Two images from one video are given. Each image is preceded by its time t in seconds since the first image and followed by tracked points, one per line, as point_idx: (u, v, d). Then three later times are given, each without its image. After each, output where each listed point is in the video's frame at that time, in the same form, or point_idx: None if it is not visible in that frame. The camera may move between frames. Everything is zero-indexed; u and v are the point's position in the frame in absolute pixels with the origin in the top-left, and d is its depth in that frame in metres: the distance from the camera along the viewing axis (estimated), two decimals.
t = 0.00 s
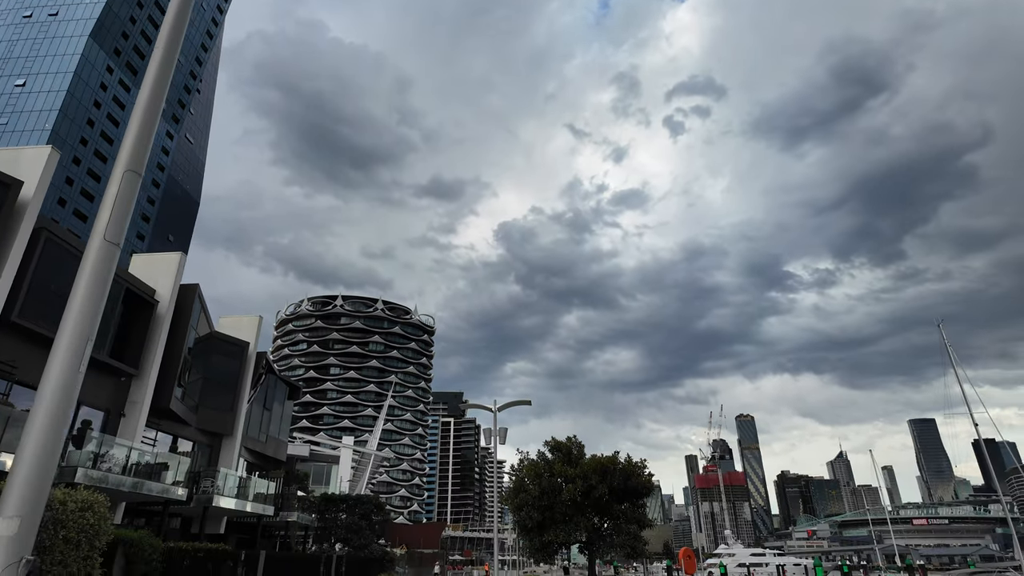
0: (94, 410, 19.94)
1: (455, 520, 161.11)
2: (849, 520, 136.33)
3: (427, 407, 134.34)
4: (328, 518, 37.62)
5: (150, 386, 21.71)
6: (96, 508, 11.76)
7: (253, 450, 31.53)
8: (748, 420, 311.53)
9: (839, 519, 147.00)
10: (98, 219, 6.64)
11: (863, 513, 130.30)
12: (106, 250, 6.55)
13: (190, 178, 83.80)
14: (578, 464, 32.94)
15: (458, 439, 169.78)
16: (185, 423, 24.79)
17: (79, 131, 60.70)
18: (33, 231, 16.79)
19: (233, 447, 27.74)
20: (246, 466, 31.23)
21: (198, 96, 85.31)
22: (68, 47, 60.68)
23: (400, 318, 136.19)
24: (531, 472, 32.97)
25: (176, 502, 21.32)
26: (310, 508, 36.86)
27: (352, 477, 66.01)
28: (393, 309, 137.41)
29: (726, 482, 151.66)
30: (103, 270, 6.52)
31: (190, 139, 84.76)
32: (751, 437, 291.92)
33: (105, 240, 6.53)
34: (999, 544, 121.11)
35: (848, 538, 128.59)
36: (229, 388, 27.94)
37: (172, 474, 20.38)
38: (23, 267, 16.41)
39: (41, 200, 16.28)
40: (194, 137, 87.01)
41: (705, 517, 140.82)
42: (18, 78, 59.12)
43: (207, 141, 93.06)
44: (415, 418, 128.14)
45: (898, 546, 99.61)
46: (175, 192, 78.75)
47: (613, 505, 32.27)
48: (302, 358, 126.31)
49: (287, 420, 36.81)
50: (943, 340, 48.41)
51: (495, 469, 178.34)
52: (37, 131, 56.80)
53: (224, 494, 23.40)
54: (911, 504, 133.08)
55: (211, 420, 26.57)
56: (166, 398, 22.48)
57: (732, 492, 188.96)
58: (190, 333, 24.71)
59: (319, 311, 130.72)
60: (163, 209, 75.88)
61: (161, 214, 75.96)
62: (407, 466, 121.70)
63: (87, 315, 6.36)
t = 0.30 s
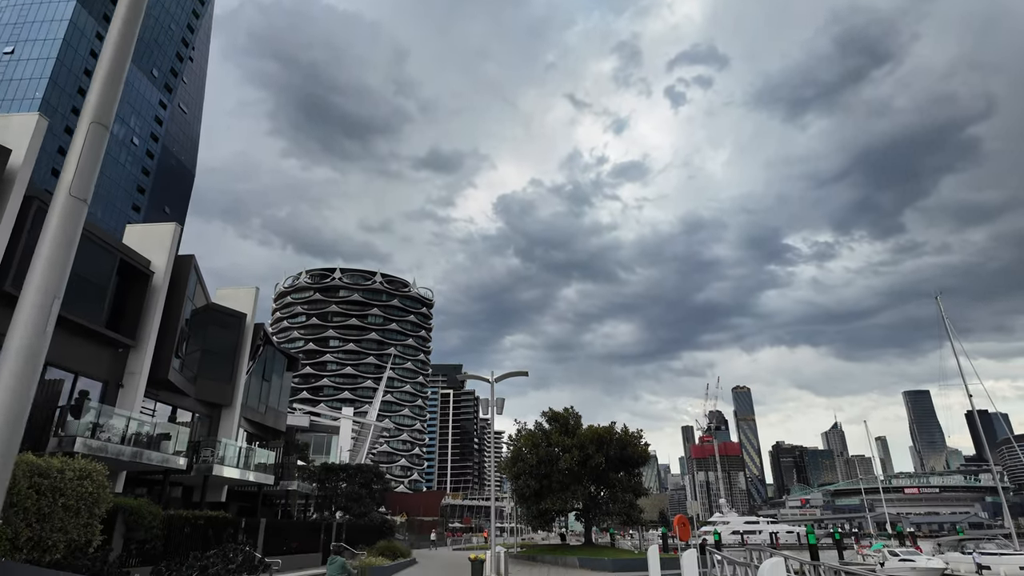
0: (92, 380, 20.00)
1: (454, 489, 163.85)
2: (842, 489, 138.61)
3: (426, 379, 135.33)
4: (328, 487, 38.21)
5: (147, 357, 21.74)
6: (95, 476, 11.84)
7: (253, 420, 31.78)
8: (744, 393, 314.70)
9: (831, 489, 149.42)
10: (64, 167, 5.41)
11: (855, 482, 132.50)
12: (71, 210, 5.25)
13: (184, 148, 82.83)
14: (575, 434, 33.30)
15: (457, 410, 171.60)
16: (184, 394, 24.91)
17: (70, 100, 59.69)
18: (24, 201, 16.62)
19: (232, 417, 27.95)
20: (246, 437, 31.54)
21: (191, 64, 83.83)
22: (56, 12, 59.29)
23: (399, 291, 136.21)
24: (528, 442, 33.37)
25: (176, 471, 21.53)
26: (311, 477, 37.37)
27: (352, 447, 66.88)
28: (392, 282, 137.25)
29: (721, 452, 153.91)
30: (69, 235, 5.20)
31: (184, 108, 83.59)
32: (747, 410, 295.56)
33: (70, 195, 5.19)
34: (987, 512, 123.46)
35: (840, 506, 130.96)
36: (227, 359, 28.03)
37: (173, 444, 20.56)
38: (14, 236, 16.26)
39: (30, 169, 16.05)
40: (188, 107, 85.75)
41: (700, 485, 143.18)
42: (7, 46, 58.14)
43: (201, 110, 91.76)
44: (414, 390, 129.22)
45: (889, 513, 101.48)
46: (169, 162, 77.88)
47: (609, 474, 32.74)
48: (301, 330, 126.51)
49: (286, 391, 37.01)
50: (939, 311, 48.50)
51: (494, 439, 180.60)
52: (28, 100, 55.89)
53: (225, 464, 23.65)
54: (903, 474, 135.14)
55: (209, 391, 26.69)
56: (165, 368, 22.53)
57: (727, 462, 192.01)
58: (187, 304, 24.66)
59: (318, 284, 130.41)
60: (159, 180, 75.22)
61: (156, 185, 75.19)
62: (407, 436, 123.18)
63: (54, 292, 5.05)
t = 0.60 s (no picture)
0: (91, 353, 20.04)
1: (455, 462, 166.08)
2: (838, 462, 140.39)
3: (426, 354, 136.04)
4: (329, 459, 38.71)
5: (146, 330, 21.73)
6: (95, 448, 11.90)
7: (254, 393, 31.99)
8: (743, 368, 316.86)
9: (826, 462, 151.42)
10: (39, 125, 5.87)
11: (851, 455, 134.07)
12: (49, 169, 5.80)
13: (180, 121, 81.89)
14: (573, 407, 33.60)
15: (457, 385, 172.96)
16: (184, 367, 24.98)
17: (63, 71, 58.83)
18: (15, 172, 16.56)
19: (233, 390, 28.09)
20: (247, 410, 31.80)
21: (185, 34, 82.38)
22: None
23: (398, 266, 135.99)
24: (527, 416, 33.67)
25: (178, 443, 21.69)
26: (312, 450, 37.80)
27: (353, 420, 67.64)
28: (391, 258, 136.99)
29: (718, 425, 155.53)
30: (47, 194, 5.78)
31: (178, 80, 82.42)
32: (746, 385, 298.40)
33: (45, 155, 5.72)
34: (980, 485, 125.27)
35: (835, 479, 132.78)
36: (227, 333, 28.04)
37: (174, 417, 20.66)
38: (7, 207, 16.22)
39: (23, 139, 15.80)
40: (183, 78, 84.53)
41: (697, 458, 145.02)
42: None
43: (196, 82, 90.41)
44: (415, 365, 130.03)
45: (883, 485, 102.91)
46: (166, 135, 76.99)
47: (607, 446, 33.06)
48: (301, 305, 126.49)
49: (287, 365, 37.17)
50: (939, 286, 48.42)
51: (494, 413, 182.38)
52: (21, 71, 54.99)
53: (227, 436, 23.82)
54: (898, 447, 136.66)
55: (209, 364, 26.77)
56: (164, 342, 22.54)
57: (725, 435, 194.14)
58: (185, 277, 24.54)
59: (317, 259, 130.07)
60: (156, 154, 74.48)
61: (153, 157, 74.38)
62: (408, 410, 124.33)
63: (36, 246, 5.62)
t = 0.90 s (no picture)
0: (91, 326, 20.04)
1: (455, 434, 168.08)
2: (834, 435, 141.95)
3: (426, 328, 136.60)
4: (331, 431, 39.14)
5: (146, 303, 21.68)
6: (98, 419, 11.91)
7: (255, 366, 32.14)
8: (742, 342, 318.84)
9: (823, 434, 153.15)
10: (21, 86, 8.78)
11: (847, 428, 135.50)
12: (28, 115, 8.72)
13: (176, 92, 80.55)
14: (573, 380, 33.83)
15: (457, 358, 174.05)
16: (185, 340, 24.99)
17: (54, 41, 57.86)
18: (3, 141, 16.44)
19: (234, 363, 28.18)
20: (249, 382, 31.99)
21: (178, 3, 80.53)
22: None
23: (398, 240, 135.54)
24: (527, 388, 33.88)
25: (180, 415, 21.83)
26: (314, 422, 38.16)
27: (354, 393, 68.23)
28: (391, 232, 136.40)
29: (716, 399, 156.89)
30: (34, 137, 8.80)
31: (173, 51, 80.90)
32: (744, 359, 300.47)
33: (34, 108, 8.71)
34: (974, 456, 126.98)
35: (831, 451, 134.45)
36: (227, 306, 28.01)
37: (175, 389, 20.75)
38: None
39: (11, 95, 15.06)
40: (178, 49, 82.93)
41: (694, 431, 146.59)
42: None
43: (191, 53, 88.69)
44: (415, 339, 130.61)
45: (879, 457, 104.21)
46: (162, 107, 75.83)
47: (606, 418, 33.31)
48: (301, 279, 126.20)
49: (288, 339, 37.25)
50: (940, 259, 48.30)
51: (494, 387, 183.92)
52: (12, 41, 54.03)
53: (229, 408, 23.96)
54: (894, 420, 137.93)
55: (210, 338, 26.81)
56: (164, 315, 22.50)
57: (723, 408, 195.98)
58: (183, 250, 24.39)
59: (317, 233, 129.48)
60: (152, 126, 73.55)
61: (151, 129, 73.24)
62: (409, 383, 125.33)
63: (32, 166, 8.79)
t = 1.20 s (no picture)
0: (90, 300, 19.94)
1: (456, 408, 169.71)
2: (831, 409, 143.11)
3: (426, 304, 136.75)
4: (333, 405, 39.31)
5: (145, 277, 21.54)
6: (99, 393, 11.86)
7: (256, 341, 32.15)
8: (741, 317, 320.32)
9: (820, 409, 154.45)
10: None
11: (845, 402, 136.58)
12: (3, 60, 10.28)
13: (171, 64, 79.20)
14: (573, 355, 33.89)
15: (457, 334, 174.72)
16: (184, 314, 24.93)
17: (44, 10, 56.63)
18: None
19: (234, 338, 28.19)
20: (249, 357, 32.03)
21: None
22: None
23: (397, 215, 134.73)
24: (528, 363, 33.92)
25: (181, 389, 21.88)
26: (316, 396, 38.32)
27: (355, 368, 68.57)
28: (390, 207, 135.45)
29: (714, 374, 157.87)
30: (6, 78, 10.38)
31: (166, 21, 79.28)
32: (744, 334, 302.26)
33: (5, 56, 10.20)
34: (969, 430, 128.32)
35: (828, 425, 135.74)
36: (226, 281, 27.88)
37: (175, 363, 20.72)
38: None
39: None
40: (171, 20, 81.31)
41: (693, 405, 147.90)
42: None
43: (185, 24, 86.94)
44: (416, 314, 130.92)
45: (876, 431, 105.23)
46: (157, 80, 74.61)
47: (606, 393, 33.41)
48: (301, 255, 125.74)
49: (288, 313, 37.17)
50: (942, 234, 48.02)
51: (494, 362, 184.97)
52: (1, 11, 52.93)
53: (230, 382, 23.99)
54: (891, 394, 138.92)
55: (210, 312, 26.76)
56: (163, 289, 22.39)
57: (722, 382, 197.37)
58: (181, 223, 24.14)
59: (315, 208, 128.69)
60: (147, 99, 72.47)
61: (146, 102, 72.28)
62: (409, 358, 126.05)
63: (4, 104, 10.45)
